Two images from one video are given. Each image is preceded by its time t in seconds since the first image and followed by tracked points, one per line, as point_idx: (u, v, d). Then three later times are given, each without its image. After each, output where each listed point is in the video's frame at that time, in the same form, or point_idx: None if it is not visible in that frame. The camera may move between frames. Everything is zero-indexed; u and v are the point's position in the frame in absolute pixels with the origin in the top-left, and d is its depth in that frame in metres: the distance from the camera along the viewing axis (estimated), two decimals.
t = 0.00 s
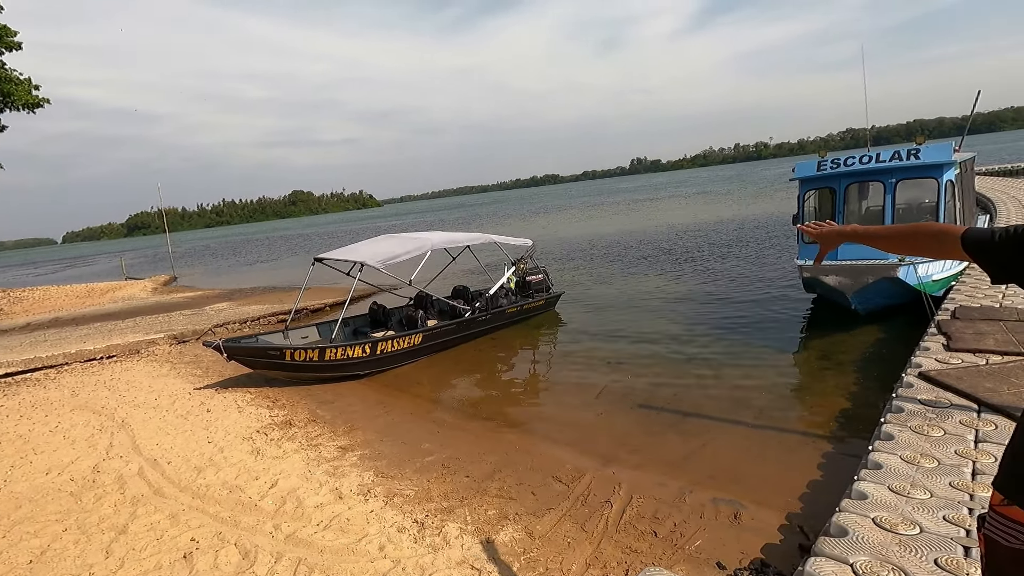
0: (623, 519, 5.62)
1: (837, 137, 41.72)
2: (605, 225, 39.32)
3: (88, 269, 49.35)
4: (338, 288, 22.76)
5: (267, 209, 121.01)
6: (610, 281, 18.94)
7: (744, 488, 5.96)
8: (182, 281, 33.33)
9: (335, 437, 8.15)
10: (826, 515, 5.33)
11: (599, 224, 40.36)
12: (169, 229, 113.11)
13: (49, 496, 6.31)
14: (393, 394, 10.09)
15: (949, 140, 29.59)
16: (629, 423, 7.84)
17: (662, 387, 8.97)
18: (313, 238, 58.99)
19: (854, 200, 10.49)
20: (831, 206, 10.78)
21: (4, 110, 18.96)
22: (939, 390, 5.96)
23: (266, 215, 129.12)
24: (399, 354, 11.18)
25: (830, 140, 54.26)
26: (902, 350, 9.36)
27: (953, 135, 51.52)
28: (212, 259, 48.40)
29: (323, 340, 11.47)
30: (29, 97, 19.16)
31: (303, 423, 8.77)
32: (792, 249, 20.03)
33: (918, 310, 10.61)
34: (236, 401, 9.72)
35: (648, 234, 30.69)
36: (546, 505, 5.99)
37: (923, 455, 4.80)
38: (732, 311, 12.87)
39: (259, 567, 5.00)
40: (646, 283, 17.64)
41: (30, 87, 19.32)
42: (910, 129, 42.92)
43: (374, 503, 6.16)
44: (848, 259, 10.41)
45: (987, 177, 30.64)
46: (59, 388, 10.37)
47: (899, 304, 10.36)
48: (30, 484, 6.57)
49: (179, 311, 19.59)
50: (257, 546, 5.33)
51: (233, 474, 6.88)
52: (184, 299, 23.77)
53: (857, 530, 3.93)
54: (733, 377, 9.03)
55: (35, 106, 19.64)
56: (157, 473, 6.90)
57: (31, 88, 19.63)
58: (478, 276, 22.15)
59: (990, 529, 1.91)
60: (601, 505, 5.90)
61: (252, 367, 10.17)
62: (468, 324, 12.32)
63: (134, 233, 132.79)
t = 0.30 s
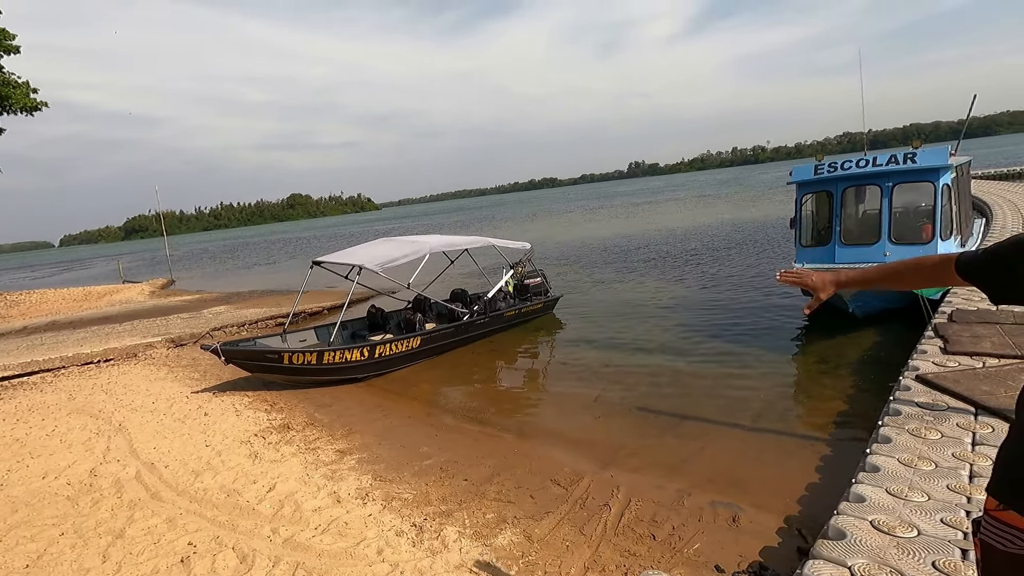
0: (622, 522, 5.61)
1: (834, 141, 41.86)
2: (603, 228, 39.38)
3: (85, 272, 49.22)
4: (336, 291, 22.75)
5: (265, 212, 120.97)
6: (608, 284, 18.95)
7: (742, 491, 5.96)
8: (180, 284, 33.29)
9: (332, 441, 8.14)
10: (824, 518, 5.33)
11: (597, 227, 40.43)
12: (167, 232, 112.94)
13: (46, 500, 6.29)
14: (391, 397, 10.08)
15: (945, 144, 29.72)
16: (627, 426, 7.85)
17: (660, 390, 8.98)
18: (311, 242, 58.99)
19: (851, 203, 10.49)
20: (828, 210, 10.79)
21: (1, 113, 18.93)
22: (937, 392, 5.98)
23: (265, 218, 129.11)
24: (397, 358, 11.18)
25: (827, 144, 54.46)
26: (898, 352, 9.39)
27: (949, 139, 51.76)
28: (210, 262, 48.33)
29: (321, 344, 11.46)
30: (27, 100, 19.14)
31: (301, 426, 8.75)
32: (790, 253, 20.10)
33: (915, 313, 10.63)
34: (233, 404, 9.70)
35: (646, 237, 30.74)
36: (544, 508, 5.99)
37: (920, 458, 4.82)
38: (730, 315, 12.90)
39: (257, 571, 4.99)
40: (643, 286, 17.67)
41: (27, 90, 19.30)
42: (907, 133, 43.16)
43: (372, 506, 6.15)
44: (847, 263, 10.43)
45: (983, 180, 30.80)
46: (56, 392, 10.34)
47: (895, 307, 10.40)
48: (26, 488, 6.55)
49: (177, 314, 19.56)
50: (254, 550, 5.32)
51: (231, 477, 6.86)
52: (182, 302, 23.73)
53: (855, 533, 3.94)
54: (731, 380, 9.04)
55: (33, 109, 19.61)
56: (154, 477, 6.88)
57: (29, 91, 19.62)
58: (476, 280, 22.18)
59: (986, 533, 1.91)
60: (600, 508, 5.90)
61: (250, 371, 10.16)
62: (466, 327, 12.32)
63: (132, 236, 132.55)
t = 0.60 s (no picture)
0: (619, 525, 5.62)
1: (830, 145, 42.04)
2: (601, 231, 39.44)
3: (81, 275, 49.08)
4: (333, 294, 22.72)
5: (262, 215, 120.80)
6: (605, 287, 18.98)
7: (739, 494, 5.97)
8: (176, 286, 33.20)
9: (329, 444, 8.12)
10: (821, 521, 5.34)
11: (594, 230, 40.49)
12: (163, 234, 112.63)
13: (41, 504, 6.26)
14: (388, 400, 10.07)
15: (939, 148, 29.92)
16: (625, 429, 7.85)
17: (657, 393, 8.99)
18: (308, 244, 58.90)
19: (847, 207, 10.54)
20: (824, 214, 10.82)
21: None
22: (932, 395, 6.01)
23: (261, 221, 128.80)
24: (395, 360, 11.16)
25: (823, 147, 54.69)
26: (894, 356, 9.42)
27: (944, 143, 52.06)
28: (206, 264, 48.22)
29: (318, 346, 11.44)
30: (24, 102, 19.10)
31: (297, 429, 8.73)
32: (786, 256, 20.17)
33: (910, 316, 10.65)
34: (230, 407, 9.67)
35: (643, 240, 30.81)
36: (542, 511, 5.99)
37: (916, 460, 4.84)
38: (727, 317, 12.93)
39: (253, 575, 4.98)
40: (640, 289, 17.70)
41: (24, 91, 19.27)
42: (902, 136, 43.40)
43: (369, 509, 6.14)
44: (843, 266, 10.49)
45: (977, 184, 31.01)
46: (51, 394, 10.29)
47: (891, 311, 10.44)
48: (21, 491, 6.52)
49: (173, 317, 19.51)
50: (251, 553, 5.30)
51: (227, 480, 6.84)
52: (178, 305, 23.67)
53: (851, 535, 3.95)
54: (727, 383, 9.06)
55: (29, 111, 19.59)
56: (150, 480, 6.86)
57: (26, 92, 19.58)
58: (473, 283, 22.19)
59: (983, 539, 1.90)
60: (597, 511, 5.90)
61: (246, 374, 10.14)
62: (463, 330, 12.32)
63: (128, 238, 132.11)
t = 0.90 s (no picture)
0: (617, 523, 5.63)
1: (825, 145, 42.23)
2: (597, 231, 39.48)
3: (76, 276, 48.84)
4: (329, 294, 22.69)
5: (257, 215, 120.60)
6: (602, 286, 19.00)
7: (735, 492, 6.00)
8: (171, 287, 33.09)
9: (327, 444, 8.11)
10: (817, 518, 5.36)
11: (591, 230, 40.53)
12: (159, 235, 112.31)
13: (37, 505, 6.23)
14: (386, 400, 10.06)
15: (933, 147, 30.07)
16: (622, 428, 7.86)
17: (655, 392, 9.01)
18: (304, 244, 58.78)
19: (843, 206, 10.58)
20: (820, 213, 10.86)
21: None
22: (927, 393, 6.04)
23: (258, 221, 128.48)
24: (392, 361, 11.15)
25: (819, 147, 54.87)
26: (891, 353, 9.46)
27: (938, 143, 52.30)
28: (202, 265, 48.06)
29: (315, 346, 11.42)
30: (18, 102, 19.02)
31: (295, 430, 8.72)
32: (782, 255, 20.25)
33: (906, 314, 10.70)
34: (227, 407, 9.65)
35: (640, 240, 30.86)
36: (540, 510, 6.00)
37: (911, 457, 4.86)
38: (723, 316, 12.96)
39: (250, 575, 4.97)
40: (637, 288, 17.73)
41: (18, 91, 19.19)
42: (897, 136, 43.65)
43: (367, 509, 6.14)
44: (839, 265, 10.52)
45: (971, 183, 31.18)
46: (46, 396, 10.25)
47: (888, 309, 10.48)
48: (17, 493, 6.49)
49: (169, 318, 19.45)
50: (249, 553, 5.29)
51: (224, 481, 6.82)
52: (174, 305, 23.59)
53: (848, 532, 3.98)
54: (724, 382, 9.09)
55: (24, 110, 19.52)
56: (147, 480, 6.84)
57: (20, 92, 19.51)
58: (470, 282, 22.19)
59: (979, 540, 1.91)
60: (595, 510, 5.91)
61: (243, 374, 10.12)
62: (461, 330, 12.32)
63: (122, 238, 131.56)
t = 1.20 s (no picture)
0: (618, 518, 5.65)
1: (824, 138, 42.19)
2: (596, 226, 39.45)
3: (75, 276, 48.84)
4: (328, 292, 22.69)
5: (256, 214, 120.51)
6: (602, 282, 18.98)
7: (736, 485, 6.01)
8: (171, 286, 33.06)
9: (328, 441, 8.12)
10: (818, 510, 5.37)
11: (590, 226, 40.52)
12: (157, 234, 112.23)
13: (40, 505, 6.24)
14: (386, 397, 10.07)
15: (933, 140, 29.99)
16: (623, 423, 7.87)
17: (655, 386, 9.02)
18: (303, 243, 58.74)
19: (842, 200, 10.58)
20: (819, 207, 10.86)
21: None
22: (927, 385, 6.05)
23: (257, 220, 128.23)
24: (392, 358, 11.16)
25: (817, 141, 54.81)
26: (891, 346, 9.47)
27: (936, 135, 52.21)
28: (201, 264, 48.04)
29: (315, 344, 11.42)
30: (14, 102, 18.97)
31: (296, 427, 8.72)
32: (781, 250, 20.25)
33: (906, 307, 10.70)
34: (228, 406, 9.66)
35: (639, 235, 30.85)
36: (541, 505, 6.01)
37: (912, 450, 4.87)
38: (723, 311, 12.97)
39: (253, 573, 4.98)
40: (637, 283, 17.73)
41: (14, 91, 19.14)
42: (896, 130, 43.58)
43: (369, 506, 6.15)
44: (839, 258, 10.52)
45: (971, 176, 31.09)
46: (47, 396, 10.25)
47: (888, 302, 10.48)
48: (19, 493, 6.50)
49: (169, 317, 19.43)
50: (251, 551, 5.31)
51: (226, 479, 6.84)
52: (173, 305, 23.55)
53: (849, 524, 3.99)
54: (724, 376, 9.10)
55: (19, 110, 19.41)
56: (149, 479, 6.85)
57: (16, 92, 19.46)
58: (470, 279, 22.19)
59: (980, 532, 1.91)
60: (596, 505, 5.93)
61: (244, 373, 10.12)
62: (460, 327, 12.32)
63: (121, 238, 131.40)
